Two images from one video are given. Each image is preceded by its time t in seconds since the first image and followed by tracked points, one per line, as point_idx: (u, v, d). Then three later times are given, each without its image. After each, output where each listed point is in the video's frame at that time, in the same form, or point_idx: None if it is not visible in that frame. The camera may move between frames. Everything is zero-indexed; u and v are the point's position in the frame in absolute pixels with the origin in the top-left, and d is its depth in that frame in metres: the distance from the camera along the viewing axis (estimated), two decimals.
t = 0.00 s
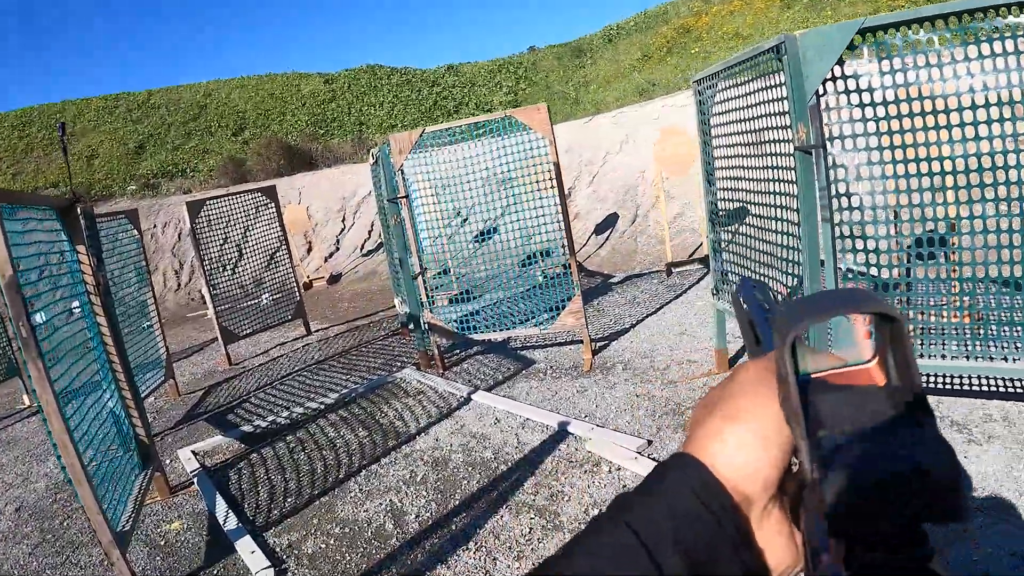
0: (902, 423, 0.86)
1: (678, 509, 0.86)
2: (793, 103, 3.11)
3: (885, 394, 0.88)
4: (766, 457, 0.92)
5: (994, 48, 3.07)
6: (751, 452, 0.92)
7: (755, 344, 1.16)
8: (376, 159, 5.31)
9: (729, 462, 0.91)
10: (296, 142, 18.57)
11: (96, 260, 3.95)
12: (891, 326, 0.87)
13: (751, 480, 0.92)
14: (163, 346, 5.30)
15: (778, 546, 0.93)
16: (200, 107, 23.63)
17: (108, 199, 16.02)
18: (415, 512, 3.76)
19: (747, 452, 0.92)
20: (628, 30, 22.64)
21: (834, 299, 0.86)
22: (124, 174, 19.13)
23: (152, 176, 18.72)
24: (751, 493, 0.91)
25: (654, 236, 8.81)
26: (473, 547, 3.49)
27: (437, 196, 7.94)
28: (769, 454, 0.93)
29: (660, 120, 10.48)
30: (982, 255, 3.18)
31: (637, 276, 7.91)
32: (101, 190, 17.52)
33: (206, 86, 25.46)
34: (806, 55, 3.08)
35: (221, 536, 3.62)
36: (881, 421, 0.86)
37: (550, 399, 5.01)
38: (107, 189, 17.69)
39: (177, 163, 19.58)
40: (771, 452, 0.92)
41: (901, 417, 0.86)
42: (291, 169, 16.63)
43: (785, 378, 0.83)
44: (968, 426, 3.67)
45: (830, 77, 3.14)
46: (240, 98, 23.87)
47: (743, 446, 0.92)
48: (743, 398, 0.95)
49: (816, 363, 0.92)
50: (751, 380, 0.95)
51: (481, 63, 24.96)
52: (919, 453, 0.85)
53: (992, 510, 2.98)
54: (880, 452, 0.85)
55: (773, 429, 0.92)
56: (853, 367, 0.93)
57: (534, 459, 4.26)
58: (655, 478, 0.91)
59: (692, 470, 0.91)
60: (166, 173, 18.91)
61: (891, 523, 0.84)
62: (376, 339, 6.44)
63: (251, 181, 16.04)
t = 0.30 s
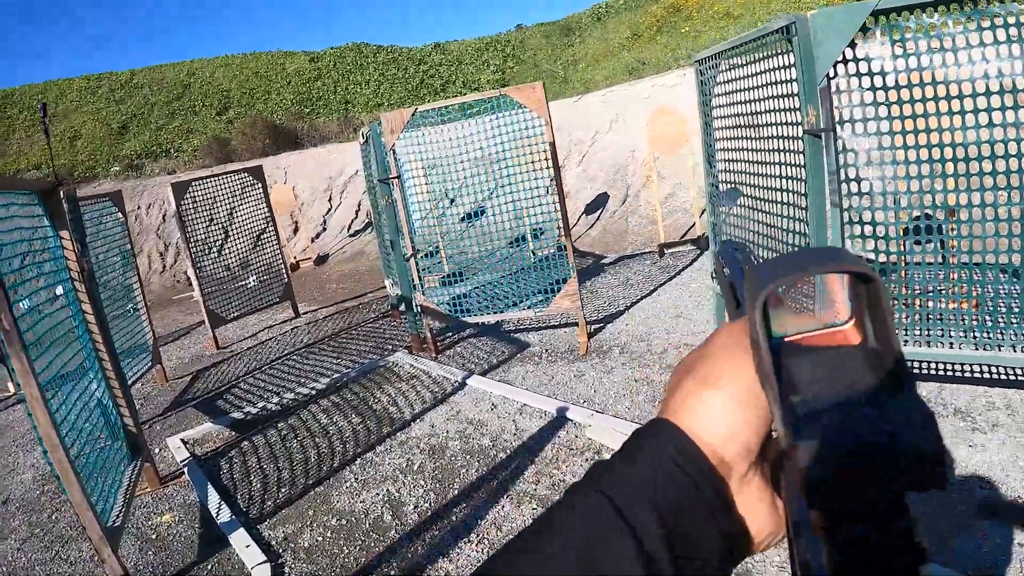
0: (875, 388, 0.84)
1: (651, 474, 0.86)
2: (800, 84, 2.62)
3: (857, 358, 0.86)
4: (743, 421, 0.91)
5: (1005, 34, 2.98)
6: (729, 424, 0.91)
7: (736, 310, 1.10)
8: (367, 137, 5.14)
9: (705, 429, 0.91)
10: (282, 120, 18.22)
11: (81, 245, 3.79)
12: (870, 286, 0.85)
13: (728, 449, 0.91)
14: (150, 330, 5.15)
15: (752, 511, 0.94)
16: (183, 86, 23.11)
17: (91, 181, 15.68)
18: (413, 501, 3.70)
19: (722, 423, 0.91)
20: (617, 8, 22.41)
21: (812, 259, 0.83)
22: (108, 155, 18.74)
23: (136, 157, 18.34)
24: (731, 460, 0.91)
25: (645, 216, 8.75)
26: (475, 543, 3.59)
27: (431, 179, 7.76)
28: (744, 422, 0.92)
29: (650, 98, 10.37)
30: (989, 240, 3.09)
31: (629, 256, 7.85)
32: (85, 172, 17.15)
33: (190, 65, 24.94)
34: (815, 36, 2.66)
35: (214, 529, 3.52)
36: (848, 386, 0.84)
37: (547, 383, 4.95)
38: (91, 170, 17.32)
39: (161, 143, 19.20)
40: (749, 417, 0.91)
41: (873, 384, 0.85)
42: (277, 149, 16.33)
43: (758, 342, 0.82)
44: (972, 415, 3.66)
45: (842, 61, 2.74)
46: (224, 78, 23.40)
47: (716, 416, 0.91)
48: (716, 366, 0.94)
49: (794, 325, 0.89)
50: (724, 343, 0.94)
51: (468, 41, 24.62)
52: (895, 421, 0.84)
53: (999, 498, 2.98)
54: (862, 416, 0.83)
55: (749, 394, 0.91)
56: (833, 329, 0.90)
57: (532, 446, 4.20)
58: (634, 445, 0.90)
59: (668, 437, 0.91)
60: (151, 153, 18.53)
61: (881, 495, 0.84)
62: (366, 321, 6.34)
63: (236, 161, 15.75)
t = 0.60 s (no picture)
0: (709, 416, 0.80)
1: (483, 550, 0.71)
2: (903, 68, 3.29)
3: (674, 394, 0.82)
4: (569, 478, 0.79)
5: None
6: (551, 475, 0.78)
7: (554, 354, 0.97)
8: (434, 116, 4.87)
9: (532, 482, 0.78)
10: (337, 100, 18.24)
11: (147, 222, 3.63)
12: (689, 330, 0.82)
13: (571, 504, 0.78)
14: (210, 308, 5.01)
15: None
16: (239, 67, 23.31)
17: (148, 159, 15.85)
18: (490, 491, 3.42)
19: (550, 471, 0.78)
20: None
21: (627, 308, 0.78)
22: (164, 133, 18.95)
23: (193, 136, 18.51)
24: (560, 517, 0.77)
25: (710, 204, 8.40)
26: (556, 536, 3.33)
27: (499, 163, 7.47)
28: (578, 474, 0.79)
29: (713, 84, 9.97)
30: None
31: (695, 244, 7.51)
32: (142, 151, 17.39)
33: (245, 46, 25.14)
34: (918, 25, 3.29)
35: (280, 514, 3.33)
36: (656, 422, 0.78)
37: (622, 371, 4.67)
38: (148, 150, 17.55)
39: (217, 122, 19.34)
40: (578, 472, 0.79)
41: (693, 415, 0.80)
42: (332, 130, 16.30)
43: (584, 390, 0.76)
44: None
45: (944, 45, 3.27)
46: (279, 58, 23.52)
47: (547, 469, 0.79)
48: (541, 422, 0.84)
49: (620, 371, 0.84)
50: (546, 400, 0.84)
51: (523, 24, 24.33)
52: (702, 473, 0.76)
53: None
54: (687, 455, 0.76)
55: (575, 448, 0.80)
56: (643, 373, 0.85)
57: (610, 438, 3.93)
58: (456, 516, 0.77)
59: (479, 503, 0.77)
60: (206, 132, 18.68)
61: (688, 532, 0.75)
62: (429, 303, 6.11)
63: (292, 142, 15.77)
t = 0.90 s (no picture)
0: (464, 470, 1.39)
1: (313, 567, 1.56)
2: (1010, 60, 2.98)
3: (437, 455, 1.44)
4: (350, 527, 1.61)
5: None
6: (347, 528, 1.61)
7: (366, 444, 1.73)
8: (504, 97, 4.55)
9: (332, 540, 1.61)
10: (394, 84, 18.33)
11: (207, 199, 3.46)
12: (471, 392, 1.52)
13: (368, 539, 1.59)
14: (266, 288, 4.87)
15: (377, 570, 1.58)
16: (296, 50, 23.43)
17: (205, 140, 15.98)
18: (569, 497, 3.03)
19: (344, 527, 1.62)
20: None
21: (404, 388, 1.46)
22: (220, 115, 19.15)
23: (249, 117, 18.67)
24: (351, 551, 1.58)
25: (775, 196, 8.04)
26: (639, 539, 3.02)
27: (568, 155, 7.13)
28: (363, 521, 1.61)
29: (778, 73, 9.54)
30: None
31: (762, 236, 7.14)
32: (198, 131, 17.57)
33: (301, 30, 25.32)
34: None
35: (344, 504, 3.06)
36: (466, 478, 1.36)
37: (697, 366, 4.36)
38: (204, 130, 17.72)
39: (273, 105, 19.49)
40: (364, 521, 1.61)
41: (483, 470, 1.38)
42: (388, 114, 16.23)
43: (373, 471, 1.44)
44: None
45: None
46: (334, 42, 23.62)
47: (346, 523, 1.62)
48: (344, 489, 1.69)
49: (401, 439, 1.50)
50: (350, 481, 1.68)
51: (580, 11, 23.99)
52: (492, 493, 1.32)
53: None
54: (473, 516, 1.27)
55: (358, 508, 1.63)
56: (423, 438, 1.50)
57: (690, 436, 3.70)
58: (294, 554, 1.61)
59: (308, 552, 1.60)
60: (262, 114, 18.80)
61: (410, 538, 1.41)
62: (489, 290, 5.99)
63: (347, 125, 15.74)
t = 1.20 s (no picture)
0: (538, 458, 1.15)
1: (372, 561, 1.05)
2: None
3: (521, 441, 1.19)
4: (415, 527, 1.09)
5: None
6: (415, 517, 1.09)
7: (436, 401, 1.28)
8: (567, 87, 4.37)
9: (396, 530, 1.09)
10: (448, 71, 18.32)
11: (261, 180, 3.37)
12: (537, 377, 1.24)
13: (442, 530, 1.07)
14: (318, 272, 4.83)
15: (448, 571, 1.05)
16: (350, 36, 23.55)
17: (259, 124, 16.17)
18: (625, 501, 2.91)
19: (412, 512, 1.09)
20: None
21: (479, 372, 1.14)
22: (275, 99, 19.40)
23: (303, 101, 18.84)
24: (417, 548, 1.07)
25: (836, 194, 7.74)
26: (698, 547, 2.84)
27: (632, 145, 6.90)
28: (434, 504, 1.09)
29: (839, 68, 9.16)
30: None
31: (822, 234, 6.85)
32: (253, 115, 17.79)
33: (356, 15, 25.47)
34: None
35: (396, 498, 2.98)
36: (532, 468, 1.13)
37: (759, 366, 4.14)
38: (259, 113, 17.95)
39: (327, 90, 19.64)
40: (429, 506, 1.09)
41: (549, 456, 1.15)
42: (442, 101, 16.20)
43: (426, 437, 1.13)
44: None
45: None
46: (389, 28, 23.68)
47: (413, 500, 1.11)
48: (407, 478, 1.14)
49: (475, 429, 1.20)
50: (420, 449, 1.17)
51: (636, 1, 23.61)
52: (574, 490, 1.10)
53: None
54: (546, 500, 1.08)
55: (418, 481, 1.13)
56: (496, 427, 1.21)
57: (753, 440, 3.50)
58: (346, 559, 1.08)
59: (367, 546, 1.09)
60: (316, 99, 18.96)
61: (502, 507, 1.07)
62: (544, 281, 5.88)
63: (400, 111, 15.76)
